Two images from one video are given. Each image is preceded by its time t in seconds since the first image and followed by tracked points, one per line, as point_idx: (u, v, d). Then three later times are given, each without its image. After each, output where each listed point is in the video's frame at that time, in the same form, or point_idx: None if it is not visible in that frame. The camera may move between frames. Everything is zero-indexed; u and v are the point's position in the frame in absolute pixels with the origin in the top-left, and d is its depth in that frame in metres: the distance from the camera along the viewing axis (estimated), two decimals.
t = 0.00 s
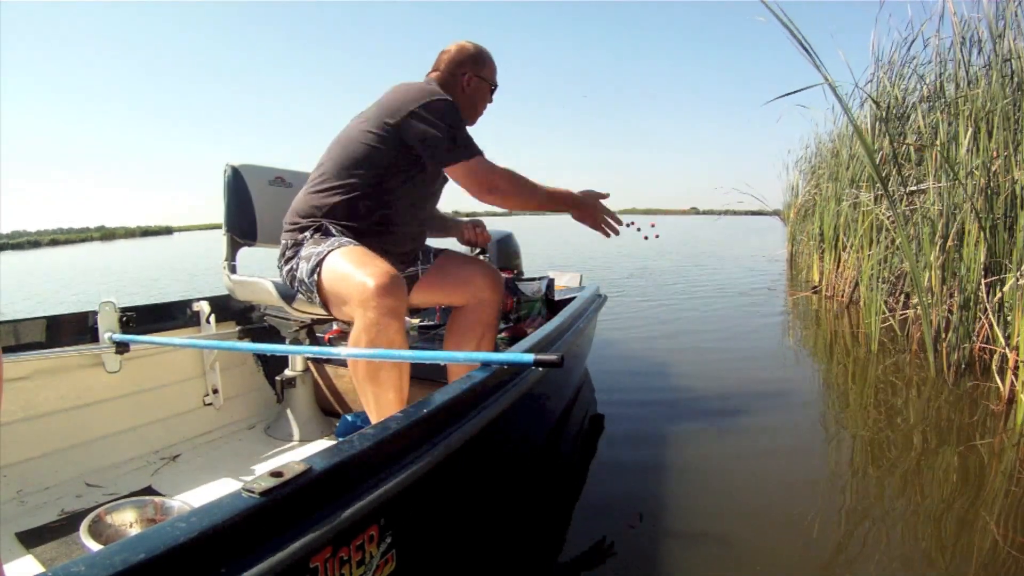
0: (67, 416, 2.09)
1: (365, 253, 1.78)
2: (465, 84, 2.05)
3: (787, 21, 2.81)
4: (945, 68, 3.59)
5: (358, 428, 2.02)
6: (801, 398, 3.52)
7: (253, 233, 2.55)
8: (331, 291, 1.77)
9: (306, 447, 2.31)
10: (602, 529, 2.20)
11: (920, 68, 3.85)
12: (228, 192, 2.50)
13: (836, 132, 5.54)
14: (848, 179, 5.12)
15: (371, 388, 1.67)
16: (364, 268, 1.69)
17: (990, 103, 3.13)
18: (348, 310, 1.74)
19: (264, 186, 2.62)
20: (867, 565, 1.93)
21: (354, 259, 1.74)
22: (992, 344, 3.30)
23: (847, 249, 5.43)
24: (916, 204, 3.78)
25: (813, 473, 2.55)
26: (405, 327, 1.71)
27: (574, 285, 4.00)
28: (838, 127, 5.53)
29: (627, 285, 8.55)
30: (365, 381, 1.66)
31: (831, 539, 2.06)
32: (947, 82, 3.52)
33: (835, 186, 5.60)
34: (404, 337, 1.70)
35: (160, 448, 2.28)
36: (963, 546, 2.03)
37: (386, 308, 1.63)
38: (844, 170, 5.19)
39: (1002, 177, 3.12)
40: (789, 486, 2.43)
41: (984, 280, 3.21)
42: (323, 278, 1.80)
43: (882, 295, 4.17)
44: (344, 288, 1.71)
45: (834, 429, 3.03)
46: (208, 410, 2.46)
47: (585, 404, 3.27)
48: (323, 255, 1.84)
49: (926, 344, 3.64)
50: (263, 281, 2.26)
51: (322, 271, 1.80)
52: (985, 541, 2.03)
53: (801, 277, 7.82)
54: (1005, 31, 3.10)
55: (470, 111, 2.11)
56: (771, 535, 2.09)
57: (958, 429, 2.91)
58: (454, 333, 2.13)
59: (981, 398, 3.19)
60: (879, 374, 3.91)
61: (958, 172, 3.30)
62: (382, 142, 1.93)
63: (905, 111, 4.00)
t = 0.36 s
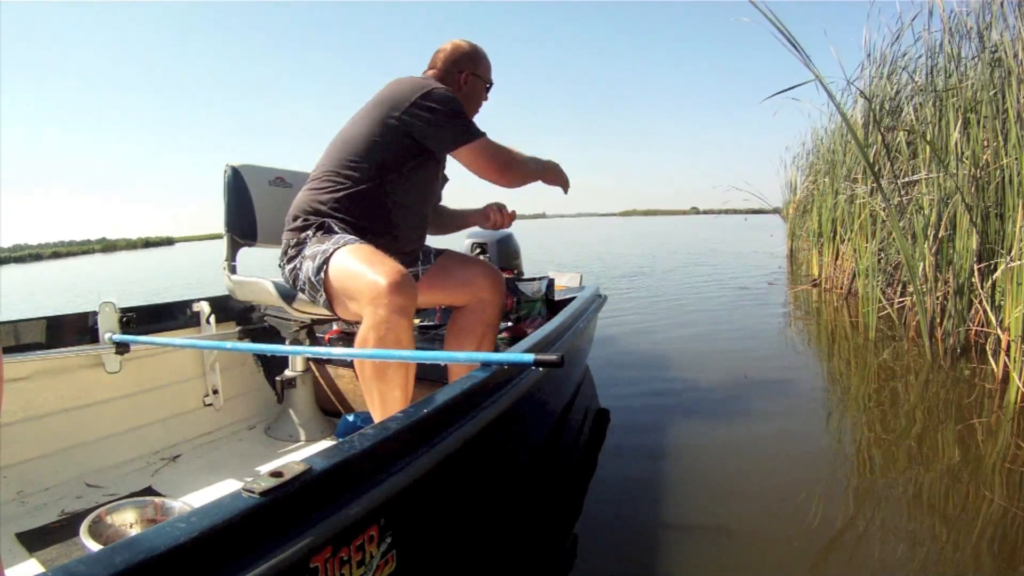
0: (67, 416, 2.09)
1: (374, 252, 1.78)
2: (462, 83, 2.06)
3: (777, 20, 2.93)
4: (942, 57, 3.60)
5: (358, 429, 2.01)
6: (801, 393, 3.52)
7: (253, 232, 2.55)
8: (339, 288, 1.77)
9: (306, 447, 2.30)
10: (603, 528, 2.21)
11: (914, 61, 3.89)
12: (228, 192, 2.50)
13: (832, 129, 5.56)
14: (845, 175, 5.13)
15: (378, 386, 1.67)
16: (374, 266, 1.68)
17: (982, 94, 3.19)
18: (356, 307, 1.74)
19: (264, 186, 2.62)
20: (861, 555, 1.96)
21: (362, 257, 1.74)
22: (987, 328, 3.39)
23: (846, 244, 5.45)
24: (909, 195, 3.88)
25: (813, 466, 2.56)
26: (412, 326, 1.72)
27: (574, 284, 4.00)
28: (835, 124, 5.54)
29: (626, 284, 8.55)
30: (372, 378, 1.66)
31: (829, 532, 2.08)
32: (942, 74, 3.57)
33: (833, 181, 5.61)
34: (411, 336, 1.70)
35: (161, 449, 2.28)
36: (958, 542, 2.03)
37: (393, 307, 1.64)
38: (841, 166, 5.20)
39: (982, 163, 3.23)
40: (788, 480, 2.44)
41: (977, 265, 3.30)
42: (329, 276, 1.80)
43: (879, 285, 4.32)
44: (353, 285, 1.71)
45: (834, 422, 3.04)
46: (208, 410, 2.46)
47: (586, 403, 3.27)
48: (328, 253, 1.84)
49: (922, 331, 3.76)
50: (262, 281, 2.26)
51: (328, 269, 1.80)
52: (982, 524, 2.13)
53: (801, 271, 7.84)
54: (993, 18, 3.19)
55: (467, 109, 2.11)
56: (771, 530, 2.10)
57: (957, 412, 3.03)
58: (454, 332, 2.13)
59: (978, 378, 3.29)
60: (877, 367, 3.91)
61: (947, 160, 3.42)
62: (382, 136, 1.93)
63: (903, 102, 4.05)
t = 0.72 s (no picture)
0: (68, 416, 2.09)
1: (378, 251, 1.78)
2: (464, 86, 2.05)
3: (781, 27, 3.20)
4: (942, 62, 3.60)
5: (358, 429, 2.01)
6: (801, 395, 3.52)
7: (253, 232, 2.55)
8: (343, 288, 1.77)
9: (306, 447, 2.31)
10: (601, 528, 2.21)
11: (913, 66, 3.93)
12: (228, 191, 2.50)
13: (831, 132, 5.55)
14: (845, 177, 5.13)
15: (380, 386, 1.67)
16: (380, 266, 1.68)
17: (979, 99, 3.22)
18: (361, 307, 1.74)
19: (264, 186, 2.61)
20: (856, 553, 1.97)
21: (368, 257, 1.74)
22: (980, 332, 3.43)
23: (844, 247, 5.45)
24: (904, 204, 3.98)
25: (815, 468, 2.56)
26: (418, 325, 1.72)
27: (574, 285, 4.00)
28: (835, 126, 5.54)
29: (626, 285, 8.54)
30: (375, 378, 1.66)
31: (822, 530, 2.10)
32: (941, 81, 3.58)
33: (832, 184, 5.61)
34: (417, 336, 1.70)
35: (161, 448, 2.28)
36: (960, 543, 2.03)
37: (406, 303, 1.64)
38: (841, 169, 5.20)
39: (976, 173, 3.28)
40: (786, 480, 2.45)
41: (970, 270, 3.33)
42: (332, 277, 1.80)
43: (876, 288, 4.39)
44: (359, 285, 1.71)
45: (832, 423, 3.05)
46: (208, 410, 2.46)
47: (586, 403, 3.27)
48: (331, 254, 1.84)
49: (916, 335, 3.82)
50: (263, 281, 2.25)
51: (331, 270, 1.80)
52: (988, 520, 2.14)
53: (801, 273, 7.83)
54: (991, 27, 3.21)
55: (469, 113, 2.10)
56: (770, 530, 2.10)
57: (950, 414, 3.06)
58: (454, 332, 2.13)
59: (970, 383, 3.34)
60: (876, 369, 3.92)
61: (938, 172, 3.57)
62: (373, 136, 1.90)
63: (906, 107, 4.05)
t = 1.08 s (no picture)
0: (67, 416, 2.09)
1: (368, 253, 1.78)
2: (461, 83, 2.05)
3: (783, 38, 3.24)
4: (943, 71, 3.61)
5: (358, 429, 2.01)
6: (799, 398, 3.52)
7: (253, 233, 2.55)
8: (332, 291, 1.77)
9: (306, 447, 2.31)
10: (601, 528, 2.21)
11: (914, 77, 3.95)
12: (228, 191, 2.49)
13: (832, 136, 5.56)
14: (845, 181, 5.14)
15: (372, 390, 1.67)
16: (368, 268, 1.69)
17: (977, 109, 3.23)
18: (349, 310, 1.74)
19: (264, 186, 2.61)
20: (847, 553, 2.00)
21: (356, 259, 1.74)
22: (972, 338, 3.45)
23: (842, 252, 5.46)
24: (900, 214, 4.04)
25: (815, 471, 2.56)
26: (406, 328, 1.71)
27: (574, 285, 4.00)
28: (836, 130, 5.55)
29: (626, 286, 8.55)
30: (366, 382, 1.66)
31: (819, 531, 2.11)
32: (941, 90, 3.59)
33: (832, 188, 5.62)
34: (405, 338, 1.70)
35: (160, 448, 2.28)
36: (957, 544, 2.04)
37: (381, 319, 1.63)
38: (841, 173, 5.21)
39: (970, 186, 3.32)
40: (785, 483, 2.45)
41: (964, 277, 3.35)
42: (322, 280, 1.80)
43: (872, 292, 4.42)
44: (346, 288, 1.71)
45: (831, 426, 3.06)
46: (208, 409, 2.46)
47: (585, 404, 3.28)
48: (321, 256, 1.84)
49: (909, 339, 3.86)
50: (263, 281, 2.25)
51: (321, 272, 1.80)
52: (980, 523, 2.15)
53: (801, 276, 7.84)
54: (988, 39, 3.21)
55: (466, 112, 2.10)
56: (771, 532, 2.11)
57: (942, 420, 3.06)
58: (454, 332, 2.13)
59: (962, 388, 3.37)
60: (874, 373, 3.93)
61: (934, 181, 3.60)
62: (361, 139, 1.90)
63: (907, 114, 4.06)
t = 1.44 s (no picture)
0: (67, 416, 2.09)
1: (362, 254, 1.78)
2: (470, 90, 2.05)
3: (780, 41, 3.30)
4: (939, 75, 3.63)
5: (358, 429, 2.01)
6: (798, 397, 3.53)
7: (253, 233, 2.55)
8: (326, 292, 1.78)
9: (305, 447, 2.31)
10: (600, 527, 2.21)
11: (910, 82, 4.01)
12: (228, 191, 2.49)
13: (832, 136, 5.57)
14: (845, 181, 5.14)
15: (368, 391, 1.67)
16: (359, 268, 1.69)
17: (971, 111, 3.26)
18: (343, 311, 1.73)
19: (264, 187, 2.61)
20: (843, 550, 2.01)
21: (350, 259, 1.74)
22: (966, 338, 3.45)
23: (840, 252, 5.48)
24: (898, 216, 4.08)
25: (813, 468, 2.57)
26: (400, 329, 1.71)
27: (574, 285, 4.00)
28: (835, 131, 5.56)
29: (625, 286, 8.56)
30: (361, 383, 1.66)
31: (815, 530, 2.11)
32: (940, 92, 3.60)
33: (831, 189, 5.62)
34: (399, 339, 1.70)
35: (161, 448, 2.28)
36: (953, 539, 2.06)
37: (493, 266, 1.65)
38: (840, 174, 5.22)
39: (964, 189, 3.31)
40: (783, 481, 2.46)
41: (956, 277, 3.34)
42: (320, 278, 1.80)
43: (869, 292, 4.48)
44: (338, 289, 1.71)
45: (829, 425, 3.07)
46: (208, 409, 2.46)
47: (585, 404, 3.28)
48: (322, 253, 1.83)
49: (903, 338, 3.90)
50: (263, 281, 2.25)
51: (320, 271, 1.80)
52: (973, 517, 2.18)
53: (800, 277, 7.84)
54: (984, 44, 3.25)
55: (474, 118, 2.10)
56: (770, 530, 2.12)
57: (935, 418, 3.10)
58: (454, 332, 2.13)
59: (955, 385, 3.43)
60: (873, 372, 3.94)
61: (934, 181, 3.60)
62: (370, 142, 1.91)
63: (905, 116, 4.09)
